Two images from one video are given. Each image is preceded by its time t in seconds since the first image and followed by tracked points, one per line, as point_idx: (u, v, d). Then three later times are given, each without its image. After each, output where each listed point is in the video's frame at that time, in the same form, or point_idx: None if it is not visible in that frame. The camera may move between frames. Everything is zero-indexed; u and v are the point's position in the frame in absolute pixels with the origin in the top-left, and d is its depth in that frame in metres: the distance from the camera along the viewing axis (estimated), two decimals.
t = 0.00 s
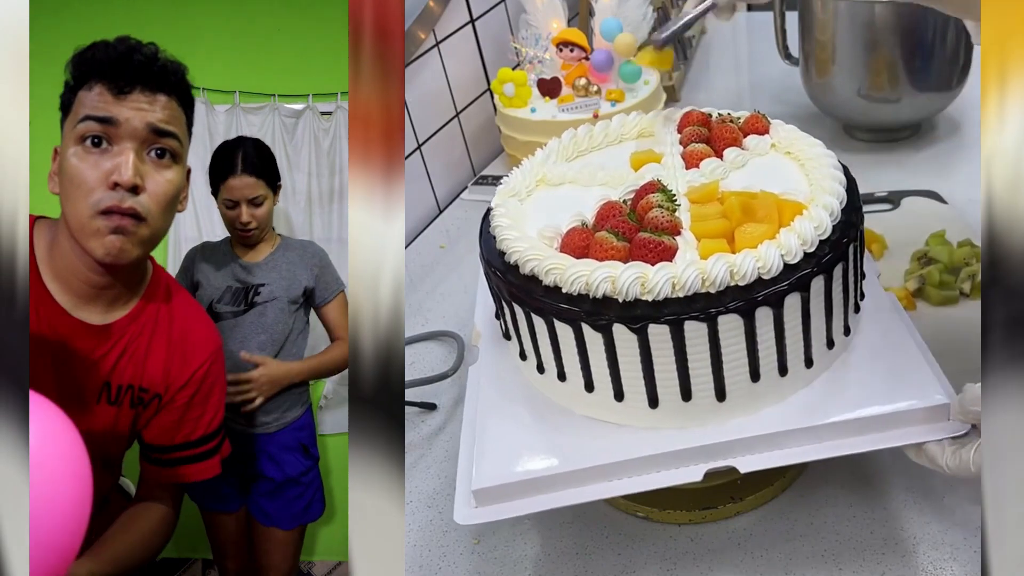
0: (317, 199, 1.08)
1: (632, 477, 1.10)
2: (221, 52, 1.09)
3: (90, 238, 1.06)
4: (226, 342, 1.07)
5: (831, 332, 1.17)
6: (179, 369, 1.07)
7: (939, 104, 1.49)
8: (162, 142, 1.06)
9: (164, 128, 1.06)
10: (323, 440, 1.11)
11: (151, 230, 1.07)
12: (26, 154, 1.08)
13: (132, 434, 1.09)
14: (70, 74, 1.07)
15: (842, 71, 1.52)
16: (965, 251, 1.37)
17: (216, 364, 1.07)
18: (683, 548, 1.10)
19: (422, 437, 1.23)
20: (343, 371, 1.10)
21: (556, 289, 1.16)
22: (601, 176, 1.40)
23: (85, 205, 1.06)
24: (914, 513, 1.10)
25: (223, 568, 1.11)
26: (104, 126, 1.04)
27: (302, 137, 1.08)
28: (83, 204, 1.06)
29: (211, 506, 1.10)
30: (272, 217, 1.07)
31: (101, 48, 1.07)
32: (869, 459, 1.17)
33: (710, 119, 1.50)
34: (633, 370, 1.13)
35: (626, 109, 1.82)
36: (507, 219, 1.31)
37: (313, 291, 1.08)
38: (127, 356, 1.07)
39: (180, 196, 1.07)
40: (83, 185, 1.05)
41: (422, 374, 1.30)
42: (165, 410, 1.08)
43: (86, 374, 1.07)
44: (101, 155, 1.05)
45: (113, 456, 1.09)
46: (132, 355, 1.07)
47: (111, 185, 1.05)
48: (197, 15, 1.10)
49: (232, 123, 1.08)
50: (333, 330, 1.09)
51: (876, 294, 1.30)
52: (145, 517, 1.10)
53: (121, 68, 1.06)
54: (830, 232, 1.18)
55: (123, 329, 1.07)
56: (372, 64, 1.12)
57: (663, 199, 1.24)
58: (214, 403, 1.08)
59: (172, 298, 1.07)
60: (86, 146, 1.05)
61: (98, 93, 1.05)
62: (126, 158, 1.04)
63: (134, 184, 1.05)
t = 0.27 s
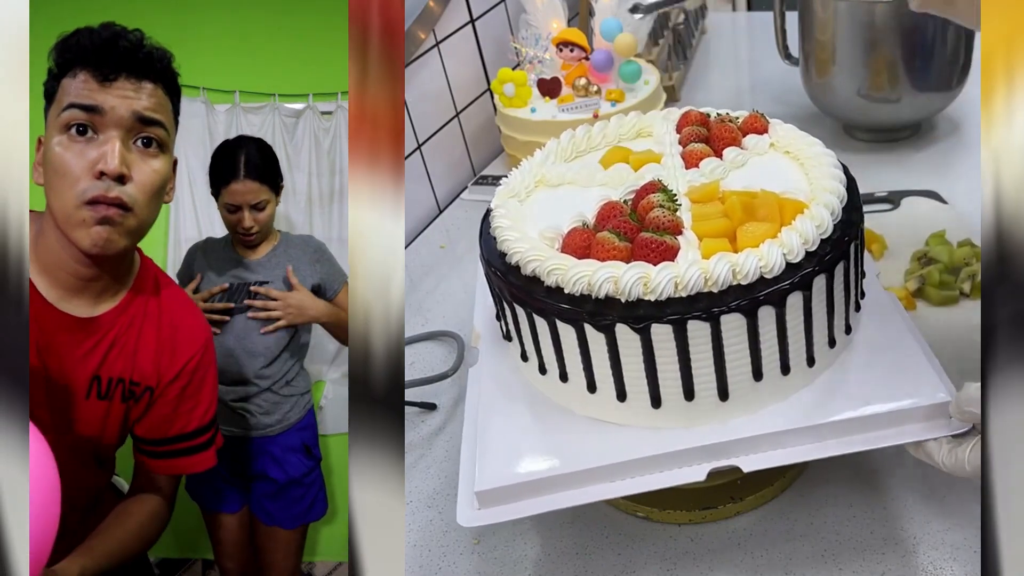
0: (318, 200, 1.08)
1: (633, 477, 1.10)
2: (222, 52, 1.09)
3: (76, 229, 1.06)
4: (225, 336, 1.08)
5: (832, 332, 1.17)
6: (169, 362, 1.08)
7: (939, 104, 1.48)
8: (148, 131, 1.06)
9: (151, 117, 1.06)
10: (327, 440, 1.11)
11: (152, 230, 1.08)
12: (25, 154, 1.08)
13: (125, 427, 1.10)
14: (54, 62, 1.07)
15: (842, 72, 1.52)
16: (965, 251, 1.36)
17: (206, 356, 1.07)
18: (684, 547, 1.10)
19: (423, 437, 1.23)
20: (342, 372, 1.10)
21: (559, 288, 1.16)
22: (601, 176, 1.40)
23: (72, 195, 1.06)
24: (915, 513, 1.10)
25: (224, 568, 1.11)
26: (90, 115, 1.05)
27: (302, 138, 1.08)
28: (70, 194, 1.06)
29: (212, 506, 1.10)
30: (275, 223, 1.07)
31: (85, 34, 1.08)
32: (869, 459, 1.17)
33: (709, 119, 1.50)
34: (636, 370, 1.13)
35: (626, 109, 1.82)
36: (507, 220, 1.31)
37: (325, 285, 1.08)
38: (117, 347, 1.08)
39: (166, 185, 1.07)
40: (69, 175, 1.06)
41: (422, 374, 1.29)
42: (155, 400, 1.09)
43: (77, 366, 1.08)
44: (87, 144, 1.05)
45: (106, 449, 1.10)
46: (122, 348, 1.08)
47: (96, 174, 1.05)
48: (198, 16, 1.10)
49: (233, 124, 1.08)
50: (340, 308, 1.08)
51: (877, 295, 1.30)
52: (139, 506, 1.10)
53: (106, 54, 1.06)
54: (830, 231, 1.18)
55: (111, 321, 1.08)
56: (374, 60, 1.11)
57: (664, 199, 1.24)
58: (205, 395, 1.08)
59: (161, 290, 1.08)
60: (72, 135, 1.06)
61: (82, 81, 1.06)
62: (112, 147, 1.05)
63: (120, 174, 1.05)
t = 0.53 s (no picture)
0: (318, 199, 1.08)
1: (633, 477, 1.10)
2: (222, 53, 1.09)
3: (62, 215, 1.07)
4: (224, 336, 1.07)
5: (832, 332, 1.17)
6: (159, 349, 1.08)
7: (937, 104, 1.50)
8: (134, 115, 1.07)
9: (136, 100, 1.07)
10: (326, 440, 1.10)
11: (153, 230, 1.08)
12: (23, 153, 1.07)
13: (115, 416, 1.09)
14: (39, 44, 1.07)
15: (842, 71, 1.52)
16: (964, 252, 1.37)
17: (197, 343, 1.07)
18: (683, 548, 1.10)
19: (422, 437, 1.24)
20: (342, 373, 1.10)
21: (558, 288, 1.16)
22: (601, 176, 1.40)
23: (57, 180, 1.06)
24: (915, 513, 1.10)
25: (223, 568, 1.11)
26: (74, 99, 1.05)
27: (301, 137, 1.08)
28: (55, 179, 1.06)
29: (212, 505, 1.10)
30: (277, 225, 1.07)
31: (69, 16, 1.08)
32: (869, 459, 1.17)
33: (709, 119, 1.50)
34: (635, 370, 1.13)
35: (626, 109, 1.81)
36: (506, 220, 1.31)
37: (326, 284, 1.08)
38: (109, 334, 1.08)
39: (153, 170, 1.07)
40: (54, 160, 1.06)
41: (423, 374, 1.31)
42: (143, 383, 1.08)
43: (67, 354, 1.08)
44: (72, 128, 1.05)
45: (99, 445, 1.10)
46: (112, 335, 1.08)
47: (80, 157, 1.05)
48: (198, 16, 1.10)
49: (233, 124, 1.08)
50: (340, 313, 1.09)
51: (876, 295, 1.30)
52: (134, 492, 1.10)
53: (90, 36, 1.06)
54: (830, 232, 1.17)
55: (99, 310, 1.08)
56: (374, 62, 1.12)
57: (663, 199, 1.24)
58: (198, 383, 1.08)
59: (150, 278, 1.08)
60: (56, 119, 1.06)
61: (65, 64, 1.05)
62: (97, 131, 1.05)
63: (106, 158, 1.05)
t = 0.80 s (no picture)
0: (318, 199, 1.08)
1: (634, 477, 1.10)
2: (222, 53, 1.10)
3: (44, 209, 1.07)
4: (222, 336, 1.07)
5: (832, 332, 1.17)
6: (146, 344, 1.08)
7: (935, 106, 1.51)
8: (116, 107, 1.07)
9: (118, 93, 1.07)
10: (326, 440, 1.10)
11: (153, 230, 1.08)
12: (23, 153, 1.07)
13: (100, 411, 1.09)
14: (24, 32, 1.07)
15: (842, 71, 1.52)
16: (965, 252, 1.37)
17: (184, 337, 1.07)
18: (683, 548, 1.10)
19: (423, 437, 1.24)
20: (343, 372, 1.10)
21: (558, 289, 1.16)
22: (601, 176, 1.40)
23: (38, 173, 1.06)
24: (915, 513, 1.10)
25: (223, 568, 1.11)
26: (56, 91, 1.05)
27: (301, 137, 1.08)
28: (37, 172, 1.06)
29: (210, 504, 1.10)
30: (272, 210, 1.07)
31: (48, 5, 1.07)
32: (869, 459, 1.17)
33: (708, 119, 1.50)
34: (635, 370, 1.13)
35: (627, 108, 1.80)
36: (506, 220, 1.31)
37: (324, 285, 1.08)
38: (92, 331, 1.08)
39: (135, 163, 1.08)
40: (35, 153, 1.06)
41: (422, 374, 1.31)
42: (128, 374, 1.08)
43: (52, 349, 1.08)
44: (53, 120, 1.06)
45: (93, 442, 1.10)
46: (97, 330, 1.08)
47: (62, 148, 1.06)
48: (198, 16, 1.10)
49: (232, 123, 1.08)
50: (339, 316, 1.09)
51: (876, 295, 1.30)
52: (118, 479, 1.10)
53: (71, 26, 1.07)
54: (830, 232, 1.18)
55: (84, 304, 1.08)
56: (376, 66, 1.13)
57: (663, 199, 1.24)
58: (186, 374, 1.08)
59: (135, 273, 1.08)
60: (38, 112, 1.06)
61: (46, 55, 1.06)
62: (79, 123, 1.06)
63: (88, 151, 1.06)
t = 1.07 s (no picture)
0: (318, 199, 1.08)
1: (634, 477, 1.10)
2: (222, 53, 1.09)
3: (36, 206, 1.07)
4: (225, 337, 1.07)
5: (832, 332, 1.17)
6: (138, 339, 1.09)
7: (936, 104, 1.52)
8: (107, 105, 1.08)
9: (109, 90, 1.08)
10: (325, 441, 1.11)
11: (153, 230, 1.08)
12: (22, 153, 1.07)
13: (94, 407, 1.10)
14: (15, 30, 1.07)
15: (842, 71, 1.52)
16: (965, 251, 1.37)
17: (174, 331, 1.08)
18: (683, 548, 1.10)
19: (422, 437, 1.24)
20: (343, 372, 1.10)
21: (558, 289, 1.16)
22: (601, 176, 1.40)
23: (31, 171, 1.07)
24: (915, 513, 1.10)
25: (223, 568, 1.11)
26: (46, 88, 1.06)
27: (301, 137, 1.08)
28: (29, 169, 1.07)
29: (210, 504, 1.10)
30: (269, 205, 1.07)
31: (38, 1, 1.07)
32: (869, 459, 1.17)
33: (709, 119, 1.50)
34: (635, 370, 1.13)
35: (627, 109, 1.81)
36: (507, 220, 1.31)
37: (323, 285, 1.08)
38: (86, 327, 1.09)
39: (127, 159, 1.08)
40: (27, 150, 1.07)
41: (422, 374, 1.31)
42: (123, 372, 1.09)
43: (43, 347, 1.08)
44: (44, 118, 1.06)
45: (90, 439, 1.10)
46: (89, 326, 1.09)
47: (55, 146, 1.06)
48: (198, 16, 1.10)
49: (232, 123, 1.08)
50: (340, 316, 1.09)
51: (877, 295, 1.30)
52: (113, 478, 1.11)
53: (61, 23, 1.07)
54: (830, 232, 1.17)
55: (75, 301, 1.08)
56: (377, 66, 1.12)
57: (663, 199, 1.24)
58: (177, 368, 1.08)
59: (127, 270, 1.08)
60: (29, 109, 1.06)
61: (38, 53, 1.06)
62: (70, 120, 1.06)
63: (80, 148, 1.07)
